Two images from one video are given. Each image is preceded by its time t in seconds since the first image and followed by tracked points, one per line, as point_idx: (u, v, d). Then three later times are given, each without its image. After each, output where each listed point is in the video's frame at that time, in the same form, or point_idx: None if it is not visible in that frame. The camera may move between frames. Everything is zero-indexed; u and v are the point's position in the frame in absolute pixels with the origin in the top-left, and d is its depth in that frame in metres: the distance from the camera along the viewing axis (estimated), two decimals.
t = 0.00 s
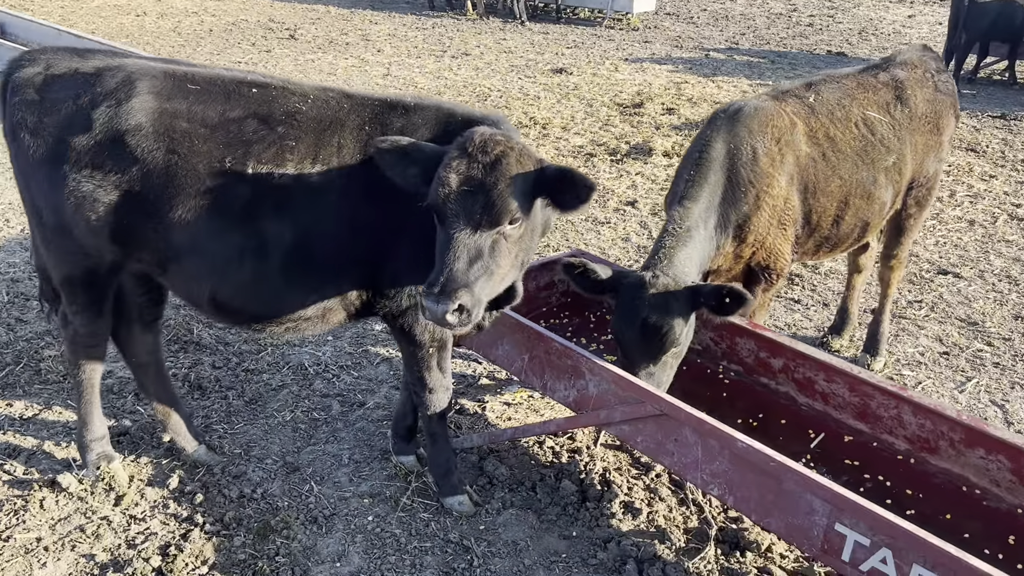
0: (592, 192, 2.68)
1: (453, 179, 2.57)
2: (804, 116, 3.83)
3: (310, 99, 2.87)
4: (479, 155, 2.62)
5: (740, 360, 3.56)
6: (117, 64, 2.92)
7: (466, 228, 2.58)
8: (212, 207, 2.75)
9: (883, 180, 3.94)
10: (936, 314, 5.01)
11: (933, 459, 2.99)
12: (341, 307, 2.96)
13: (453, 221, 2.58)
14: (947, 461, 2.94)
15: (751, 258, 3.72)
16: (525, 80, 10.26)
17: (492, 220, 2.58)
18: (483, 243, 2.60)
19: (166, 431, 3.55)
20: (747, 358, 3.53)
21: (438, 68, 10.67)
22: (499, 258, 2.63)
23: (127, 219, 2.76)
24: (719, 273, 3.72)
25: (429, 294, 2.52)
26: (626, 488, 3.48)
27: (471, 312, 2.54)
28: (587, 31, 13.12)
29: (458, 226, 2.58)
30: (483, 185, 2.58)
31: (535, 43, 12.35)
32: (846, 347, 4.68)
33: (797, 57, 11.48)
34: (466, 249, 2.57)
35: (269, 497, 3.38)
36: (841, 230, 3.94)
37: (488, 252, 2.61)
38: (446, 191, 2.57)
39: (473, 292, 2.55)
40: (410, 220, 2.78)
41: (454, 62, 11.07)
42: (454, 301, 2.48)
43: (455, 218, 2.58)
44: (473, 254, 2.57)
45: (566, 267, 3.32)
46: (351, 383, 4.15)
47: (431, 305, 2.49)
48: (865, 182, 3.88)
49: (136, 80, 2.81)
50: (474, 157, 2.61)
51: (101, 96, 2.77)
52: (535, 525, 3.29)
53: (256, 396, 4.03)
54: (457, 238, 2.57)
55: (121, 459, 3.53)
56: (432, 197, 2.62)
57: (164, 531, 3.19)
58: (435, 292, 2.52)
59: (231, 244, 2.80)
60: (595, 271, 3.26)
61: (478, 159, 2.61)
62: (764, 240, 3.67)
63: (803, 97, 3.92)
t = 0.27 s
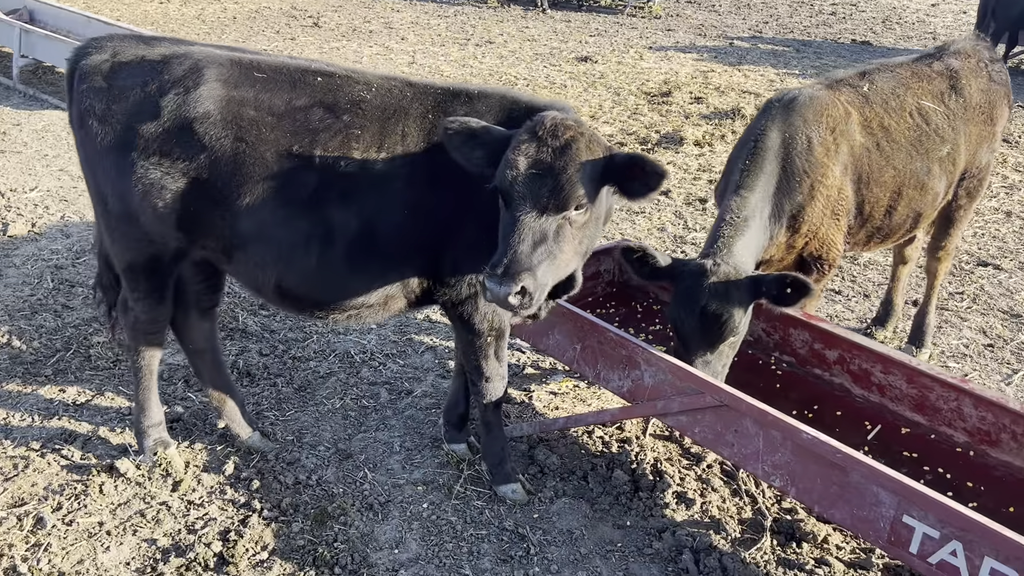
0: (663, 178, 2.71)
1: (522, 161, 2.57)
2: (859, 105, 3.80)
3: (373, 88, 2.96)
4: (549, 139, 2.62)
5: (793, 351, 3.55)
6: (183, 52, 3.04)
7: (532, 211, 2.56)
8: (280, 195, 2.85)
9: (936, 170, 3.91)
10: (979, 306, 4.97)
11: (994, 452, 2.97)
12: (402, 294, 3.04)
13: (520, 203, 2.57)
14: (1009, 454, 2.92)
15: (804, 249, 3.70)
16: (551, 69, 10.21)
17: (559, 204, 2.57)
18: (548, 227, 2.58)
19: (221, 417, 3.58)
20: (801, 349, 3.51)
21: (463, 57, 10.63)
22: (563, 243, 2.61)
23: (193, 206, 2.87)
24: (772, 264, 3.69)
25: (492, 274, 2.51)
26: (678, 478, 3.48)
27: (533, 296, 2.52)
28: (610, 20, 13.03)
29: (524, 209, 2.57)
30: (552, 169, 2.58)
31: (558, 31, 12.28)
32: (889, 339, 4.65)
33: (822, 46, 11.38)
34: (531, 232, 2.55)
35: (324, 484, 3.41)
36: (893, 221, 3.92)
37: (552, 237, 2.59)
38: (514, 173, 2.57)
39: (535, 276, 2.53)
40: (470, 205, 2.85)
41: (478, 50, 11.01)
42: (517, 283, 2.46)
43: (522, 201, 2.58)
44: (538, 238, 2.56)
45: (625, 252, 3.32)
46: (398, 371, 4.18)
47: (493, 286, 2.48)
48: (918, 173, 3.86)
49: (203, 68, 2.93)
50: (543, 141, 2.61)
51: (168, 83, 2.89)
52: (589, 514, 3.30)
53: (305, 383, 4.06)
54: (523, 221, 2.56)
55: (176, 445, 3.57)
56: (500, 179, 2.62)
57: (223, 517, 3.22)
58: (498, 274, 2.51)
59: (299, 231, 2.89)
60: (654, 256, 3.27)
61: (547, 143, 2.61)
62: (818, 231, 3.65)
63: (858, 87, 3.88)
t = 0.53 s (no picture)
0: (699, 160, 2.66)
1: (554, 147, 2.54)
2: (886, 96, 3.75)
3: (403, 77, 2.94)
4: (581, 124, 2.59)
5: (819, 344, 3.54)
6: (211, 39, 3.02)
7: (565, 196, 2.54)
8: (310, 184, 2.83)
9: (963, 162, 3.87)
10: (999, 299, 4.94)
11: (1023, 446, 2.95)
12: (430, 286, 3.01)
13: (551, 189, 2.54)
14: None
15: (830, 239, 3.67)
16: (561, 58, 10.14)
17: (592, 188, 2.54)
18: (581, 212, 2.55)
19: (244, 407, 3.57)
20: (826, 341, 3.50)
21: (473, 45, 10.56)
22: (596, 228, 2.59)
23: (223, 195, 2.87)
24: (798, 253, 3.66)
25: (526, 260, 2.50)
26: (703, 470, 3.47)
27: (566, 281, 2.53)
28: (619, 9, 12.94)
29: (556, 193, 2.54)
30: (585, 153, 2.54)
31: (568, 20, 12.20)
32: (909, 331, 4.62)
33: (834, 36, 11.31)
34: (564, 218, 2.53)
35: (348, 475, 3.40)
36: (919, 213, 3.89)
37: (586, 222, 2.57)
38: (546, 158, 2.54)
39: (569, 261, 2.52)
40: (501, 194, 2.82)
41: (488, 39, 10.94)
42: (551, 268, 2.46)
43: (554, 186, 2.54)
44: (571, 223, 2.53)
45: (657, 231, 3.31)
46: (418, 362, 4.16)
47: (527, 272, 2.47)
48: (945, 164, 3.82)
49: (232, 56, 2.92)
50: (574, 126, 2.58)
51: (198, 71, 2.88)
52: (614, 506, 3.29)
53: (325, 373, 4.04)
54: (556, 206, 2.53)
55: (198, 435, 3.56)
56: (530, 165, 2.58)
57: (247, 508, 3.21)
58: (532, 260, 2.49)
59: (329, 221, 2.86)
60: (687, 235, 3.28)
61: (579, 127, 2.58)
62: (845, 220, 3.62)
63: (885, 77, 3.84)
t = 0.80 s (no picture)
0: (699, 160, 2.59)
1: (550, 147, 2.46)
2: (889, 91, 3.68)
3: (397, 69, 2.85)
4: (578, 121, 2.51)
5: (820, 343, 3.48)
6: (200, 30, 2.93)
7: (561, 197, 2.46)
8: (300, 180, 2.74)
9: (966, 158, 3.80)
10: (1001, 296, 4.88)
11: None
12: (423, 284, 2.94)
13: (548, 189, 2.47)
14: None
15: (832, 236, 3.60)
16: (559, 50, 10.04)
17: (590, 188, 2.47)
18: (578, 213, 2.49)
19: (233, 407, 3.50)
20: (827, 341, 3.44)
21: (471, 37, 10.46)
22: (593, 229, 2.53)
23: (212, 191, 2.79)
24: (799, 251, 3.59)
25: (521, 262, 2.43)
26: (701, 472, 3.41)
27: (563, 284, 2.47)
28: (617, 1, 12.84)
29: (553, 194, 2.46)
30: (582, 153, 2.47)
31: (566, 12, 12.09)
32: (910, 330, 4.57)
33: (833, 29, 11.23)
34: (561, 219, 2.46)
35: (339, 476, 3.34)
36: (921, 210, 3.82)
37: (583, 223, 2.50)
38: (542, 158, 2.46)
39: (566, 263, 2.45)
40: (497, 191, 2.75)
41: (485, 31, 10.83)
42: (548, 272, 2.40)
43: (551, 186, 2.47)
44: (568, 224, 2.47)
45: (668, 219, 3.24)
46: (411, 360, 4.09)
47: (523, 274, 2.40)
48: (948, 161, 3.75)
49: (222, 48, 2.83)
50: (571, 124, 2.50)
51: (186, 63, 2.79)
52: (611, 508, 3.23)
53: (318, 371, 3.97)
54: (553, 207, 2.46)
55: (187, 435, 3.49)
56: (526, 165, 2.51)
57: (237, 510, 3.15)
58: (528, 262, 2.43)
59: (320, 218, 2.78)
60: (699, 223, 3.20)
61: (576, 125, 2.50)
62: (847, 216, 3.55)
63: (889, 72, 3.76)
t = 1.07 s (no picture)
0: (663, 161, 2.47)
1: (506, 150, 2.31)
2: (869, 87, 3.54)
3: (350, 65, 2.68)
4: (535, 122, 2.36)
5: (798, 351, 3.35)
6: (139, 23, 2.75)
7: (518, 203, 2.30)
8: (244, 183, 2.57)
9: (950, 158, 3.66)
10: (987, 298, 4.76)
11: (1012, 463, 2.76)
12: (379, 291, 2.79)
13: (504, 195, 2.31)
14: None
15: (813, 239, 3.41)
16: (544, 45, 9.87)
17: (548, 194, 2.31)
18: (537, 220, 2.33)
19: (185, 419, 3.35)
20: (806, 349, 3.31)
21: (454, 31, 10.27)
22: (553, 237, 2.37)
23: (151, 194, 2.62)
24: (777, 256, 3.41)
25: (475, 275, 2.27)
26: (674, 485, 3.27)
27: (522, 297, 2.28)
28: None
29: (509, 200, 2.30)
30: (540, 155, 2.31)
31: (552, 6, 11.91)
32: (894, 334, 4.43)
33: (822, 24, 11.10)
34: (518, 226, 2.30)
35: (295, 491, 3.18)
36: (902, 212, 3.68)
37: (542, 231, 2.34)
38: (498, 161, 2.30)
39: (524, 274, 2.29)
40: (454, 195, 2.60)
41: (469, 25, 10.65)
42: (505, 284, 2.22)
43: (507, 192, 2.31)
44: (526, 232, 2.30)
45: (665, 185, 3.13)
46: (377, 366, 3.94)
47: (478, 287, 2.25)
48: (931, 161, 3.61)
49: (161, 41, 2.65)
50: (529, 125, 2.35)
51: (123, 58, 2.62)
52: (579, 525, 3.08)
53: (278, 379, 3.81)
54: (509, 213, 2.30)
55: (136, 448, 3.33)
56: (482, 168, 2.35)
57: (184, 528, 2.99)
58: (483, 274, 2.26)
59: (265, 224, 2.62)
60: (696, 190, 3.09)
61: (533, 126, 2.35)
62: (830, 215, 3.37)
63: (870, 69, 3.63)
